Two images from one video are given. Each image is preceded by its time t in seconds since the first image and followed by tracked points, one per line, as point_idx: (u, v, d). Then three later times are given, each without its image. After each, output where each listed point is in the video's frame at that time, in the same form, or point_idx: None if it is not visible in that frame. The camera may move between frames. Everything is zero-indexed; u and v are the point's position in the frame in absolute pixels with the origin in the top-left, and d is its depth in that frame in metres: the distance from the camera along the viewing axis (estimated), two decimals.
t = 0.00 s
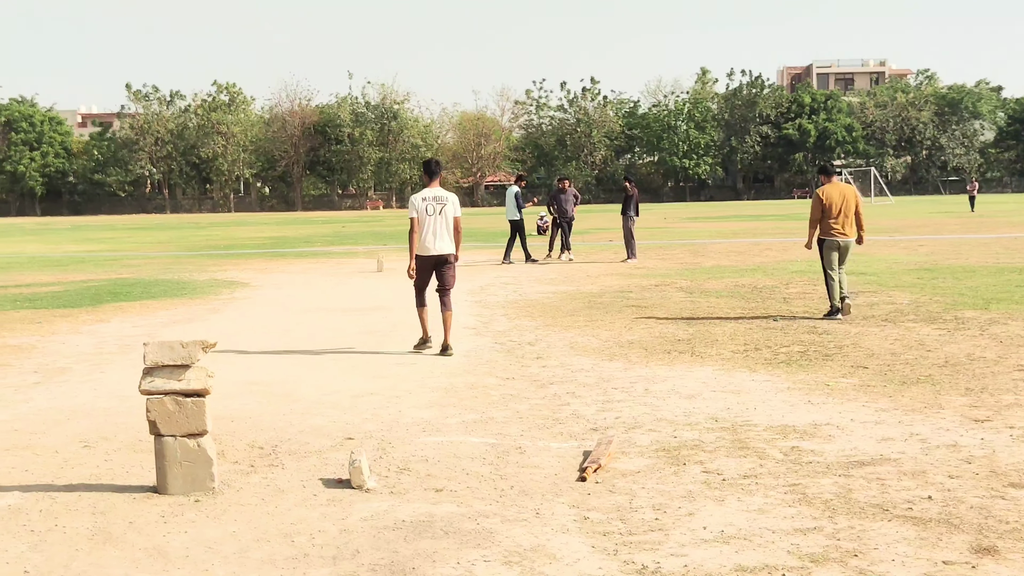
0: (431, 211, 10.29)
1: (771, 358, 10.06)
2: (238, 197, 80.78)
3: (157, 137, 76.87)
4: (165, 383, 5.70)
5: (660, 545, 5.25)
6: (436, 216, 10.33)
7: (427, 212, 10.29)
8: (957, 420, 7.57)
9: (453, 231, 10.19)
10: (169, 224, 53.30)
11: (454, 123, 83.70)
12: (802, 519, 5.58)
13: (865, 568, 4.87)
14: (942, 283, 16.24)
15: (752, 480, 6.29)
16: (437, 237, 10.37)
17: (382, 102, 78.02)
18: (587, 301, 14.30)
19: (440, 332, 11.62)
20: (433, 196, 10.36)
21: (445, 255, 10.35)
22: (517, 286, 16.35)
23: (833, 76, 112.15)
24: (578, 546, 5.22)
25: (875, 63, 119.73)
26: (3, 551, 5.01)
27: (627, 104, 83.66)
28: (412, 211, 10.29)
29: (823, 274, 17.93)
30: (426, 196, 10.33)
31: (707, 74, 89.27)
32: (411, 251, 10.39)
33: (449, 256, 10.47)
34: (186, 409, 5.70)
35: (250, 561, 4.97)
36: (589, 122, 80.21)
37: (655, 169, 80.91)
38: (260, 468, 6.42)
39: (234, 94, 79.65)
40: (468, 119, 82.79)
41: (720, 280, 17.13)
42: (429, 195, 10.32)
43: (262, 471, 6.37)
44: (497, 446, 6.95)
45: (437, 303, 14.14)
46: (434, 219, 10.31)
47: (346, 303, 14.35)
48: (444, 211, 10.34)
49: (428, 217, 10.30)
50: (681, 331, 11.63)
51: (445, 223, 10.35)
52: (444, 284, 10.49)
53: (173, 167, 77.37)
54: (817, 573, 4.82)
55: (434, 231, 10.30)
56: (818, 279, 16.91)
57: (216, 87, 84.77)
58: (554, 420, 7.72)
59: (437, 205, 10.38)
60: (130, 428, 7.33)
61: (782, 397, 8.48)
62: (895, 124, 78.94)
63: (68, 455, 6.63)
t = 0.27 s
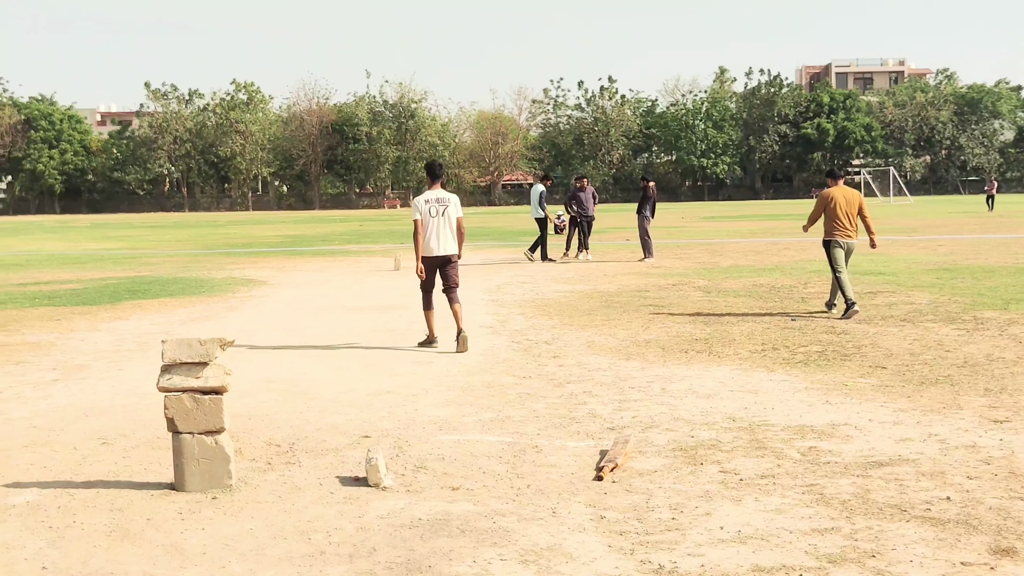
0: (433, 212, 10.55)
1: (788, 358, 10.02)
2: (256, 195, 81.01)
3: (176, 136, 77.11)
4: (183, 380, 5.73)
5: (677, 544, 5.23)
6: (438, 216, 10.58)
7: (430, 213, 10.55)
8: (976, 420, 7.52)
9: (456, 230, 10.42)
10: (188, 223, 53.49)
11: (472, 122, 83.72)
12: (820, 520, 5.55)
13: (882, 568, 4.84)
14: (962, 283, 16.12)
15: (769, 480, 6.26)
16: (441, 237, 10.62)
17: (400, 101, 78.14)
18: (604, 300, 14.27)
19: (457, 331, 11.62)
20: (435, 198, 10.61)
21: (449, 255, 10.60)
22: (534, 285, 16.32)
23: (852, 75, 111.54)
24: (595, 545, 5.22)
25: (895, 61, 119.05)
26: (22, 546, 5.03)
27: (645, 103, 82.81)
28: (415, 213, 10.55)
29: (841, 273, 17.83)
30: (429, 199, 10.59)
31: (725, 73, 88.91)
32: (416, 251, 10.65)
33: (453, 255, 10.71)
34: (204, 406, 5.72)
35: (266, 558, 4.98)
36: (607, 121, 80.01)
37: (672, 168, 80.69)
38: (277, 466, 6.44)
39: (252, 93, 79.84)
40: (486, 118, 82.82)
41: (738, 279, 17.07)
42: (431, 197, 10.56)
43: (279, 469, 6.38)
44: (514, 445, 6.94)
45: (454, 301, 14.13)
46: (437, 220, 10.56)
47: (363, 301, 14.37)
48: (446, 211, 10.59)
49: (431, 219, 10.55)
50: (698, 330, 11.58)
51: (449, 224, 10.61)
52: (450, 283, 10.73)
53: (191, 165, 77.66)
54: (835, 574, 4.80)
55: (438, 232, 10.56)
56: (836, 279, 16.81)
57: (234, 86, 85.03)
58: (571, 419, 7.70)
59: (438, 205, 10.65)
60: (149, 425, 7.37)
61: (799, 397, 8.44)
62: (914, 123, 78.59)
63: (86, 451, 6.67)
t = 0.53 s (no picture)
0: (433, 208, 10.69)
1: (800, 359, 9.99)
2: (268, 195, 81.23)
3: (188, 135, 77.27)
4: (196, 379, 5.73)
5: (688, 545, 5.21)
6: (438, 212, 10.72)
7: (430, 208, 10.71)
8: (989, 422, 7.48)
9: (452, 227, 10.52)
10: (200, 222, 53.67)
11: (483, 122, 83.77)
12: (831, 521, 5.53)
13: (894, 570, 4.82)
14: (974, 284, 16.05)
15: (781, 481, 6.24)
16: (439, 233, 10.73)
17: (412, 101, 78.26)
18: (615, 300, 14.24)
19: (467, 331, 11.61)
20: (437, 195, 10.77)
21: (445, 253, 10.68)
22: (545, 285, 16.32)
23: (865, 76, 111.16)
24: (606, 546, 5.20)
25: (908, 63, 118.57)
26: (33, 545, 5.05)
27: (657, 103, 82.53)
28: (416, 207, 10.74)
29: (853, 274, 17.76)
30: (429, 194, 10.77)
31: (738, 74, 88.62)
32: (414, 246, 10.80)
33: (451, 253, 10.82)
34: (216, 405, 5.73)
35: (277, 557, 4.99)
36: (618, 121, 79.71)
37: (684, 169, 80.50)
38: (288, 465, 6.45)
39: (264, 93, 79.98)
40: (497, 119, 82.90)
41: (750, 280, 17.01)
42: (433, 193, 10.73)
43: (290, 468, 6.39)
44: (524, 445, 6.94)
45: (463, 301, 14.12)
46: (436, 216, 10.70)
47: (373, 301, 14.37)
48: (445, 208, 10.71)
49: (432, 214, 10.70)
50: (709, 331, 11.57)
51: (448, 221, 10.72)
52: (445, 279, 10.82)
53: (203, 165, 77.92)
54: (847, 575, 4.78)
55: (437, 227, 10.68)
56: (848, 280, 16.75)
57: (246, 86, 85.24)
58: (582, 419, 7.69)
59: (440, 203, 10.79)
60: (160, 424, 7.37)
61: (811, 398, 8.41)
62: (927, 124, 78.28)
63: (98, 450, 6.69)
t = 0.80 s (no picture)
0: (431, 211, 10.90)
1: (807, 360, 9.96)
2: (276, 195, 81.35)
3: (196, 136, 77.39)
4: (202, 379, 5.74)
5: (695, 547, 5.20)
6: (436, 216, 10.94)
7: (428, 211, 10.93)
8: (997, 423, 7.45)
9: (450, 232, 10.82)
10: (207, 222, 53.73)
11: (491, 123, 83.84)
12: (838, 523, 5.51)
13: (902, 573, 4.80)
14: (983, 285, 15.98)
15: (788, 482, 6.22)
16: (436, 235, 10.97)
17: (419, 102, 78.33)
18: (622, 301, 14.23)
19: (474, 331, 11.61)
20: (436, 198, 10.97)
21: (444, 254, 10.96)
22: (552, 285, 16.31)
23: (872, 77, 110.90)
24: (612, 547, 5.19)
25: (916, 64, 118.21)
26: (40, 544, 5.06)
27: (664, 104, 82.56)
28: (415, 210, 10.95)
29: (860, 275, 17.71)
30: (428, 196, 11.00)
31: (746, 74, 88.43)
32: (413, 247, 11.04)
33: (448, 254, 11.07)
34: (222, 405, 5.73)
35: (283, 557, 4.98)
36: (626, 122, 79.78)
37: (692, 169, 80.40)
38: (294, 465, 6.44)
39: (272, 93, 80.11)
40: (505, 119, 82.92)
41: (757, 281, 16.97)
42: (432, 196, 10.91)
43: (296, 468, 6.39)
44: (531, 446, 6.93)
45: (470, 302, 14.12)
46: (434, 219, 10.93)
47: (380, 301, 14.38)
48: (444, 211, 10.93)
49: (430, 217, 10.95)
50: (716, 332, 11.55)
51: (446, 224, 10.97)
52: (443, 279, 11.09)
53: (211, 165, 78.04)
54: None
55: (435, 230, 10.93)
56: (856, 281, 16.71)
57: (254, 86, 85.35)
58: (589, 420, 7.68)
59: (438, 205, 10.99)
60: (167, 424, 7.38)
61: (818, 399, 8.39)
62: (935, 125, 78.04)
63: (105, 449, 6.70)
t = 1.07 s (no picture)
0: (433, 209, 11.14)
1: (816, 359, 9.94)
2: (285, 195, 81.47)
3: (205, 136, 77.47)
4: (210, 379, 5.75)
5: (704, 547, 5.18)
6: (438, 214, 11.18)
7: (430, 209, 11.17)
8: (1007, 423, 7.41)
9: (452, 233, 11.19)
10: (216, 222, 53.82)
11: (499, 123, 83.88)
12: (848, 522, 5.49)
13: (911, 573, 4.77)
14: (992, 284, 15.92)
15: (797, 482, 6.20)
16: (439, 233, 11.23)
17: (428, 102, 78.39)
18: (630, 300, 14.22)
19: (482, 331, 11.61)
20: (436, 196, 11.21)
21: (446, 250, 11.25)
22: (561, 285, 16.28)
23: (882, 76, 110.60)
24: (620, 546, 5.19)
25: (925, 63, 117.79)
26: (48, 545, 5.06)
27: (673, 104, 82.32)
28: (417, 209, 11.18)
29: (869, 275, 17.66)
30: (428, 194, 11.22)
31: (755, 74, 88.21)
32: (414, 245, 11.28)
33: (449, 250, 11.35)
34: (230, 405, 5.74)
35: (292, 557, 4.99)
36: (635, 121, 79.66)
37: (701, 168, 80.24)
38: (303, 465, 6.45)
39: (281, 93, 80.22)
40: (513, 119, 82.92)
41: (766, 280, 16.92)
42: (432, 194, 11.14)
43: (305, 468, 6.39)
44: (539, 446, 6.92)
45: (479, 302, 14.12)
46: (436, 217, 11.17)
47: (388, 301, 14.39)
48: (445, 210, 11.18)
49: (432, 215, 11.19)
50: (725, 331, 11.52)
51: (447, 221, 11.23)
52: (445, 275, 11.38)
53: (220, 165, 78.15)
54: None
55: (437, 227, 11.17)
56: (865, 280, 16.66)
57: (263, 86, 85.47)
58: (597, 420, 7.67)
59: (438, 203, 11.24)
60: (176, 423, 7.40)
61: (827, 399, 8.36)
62: (945, 124, 77.77)
63: (114, 450, 6.71)
